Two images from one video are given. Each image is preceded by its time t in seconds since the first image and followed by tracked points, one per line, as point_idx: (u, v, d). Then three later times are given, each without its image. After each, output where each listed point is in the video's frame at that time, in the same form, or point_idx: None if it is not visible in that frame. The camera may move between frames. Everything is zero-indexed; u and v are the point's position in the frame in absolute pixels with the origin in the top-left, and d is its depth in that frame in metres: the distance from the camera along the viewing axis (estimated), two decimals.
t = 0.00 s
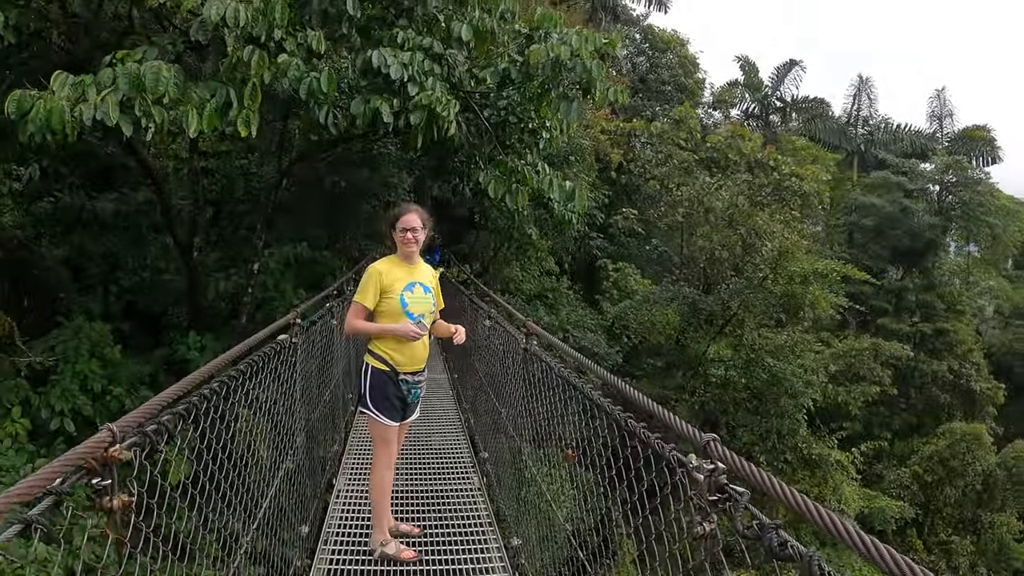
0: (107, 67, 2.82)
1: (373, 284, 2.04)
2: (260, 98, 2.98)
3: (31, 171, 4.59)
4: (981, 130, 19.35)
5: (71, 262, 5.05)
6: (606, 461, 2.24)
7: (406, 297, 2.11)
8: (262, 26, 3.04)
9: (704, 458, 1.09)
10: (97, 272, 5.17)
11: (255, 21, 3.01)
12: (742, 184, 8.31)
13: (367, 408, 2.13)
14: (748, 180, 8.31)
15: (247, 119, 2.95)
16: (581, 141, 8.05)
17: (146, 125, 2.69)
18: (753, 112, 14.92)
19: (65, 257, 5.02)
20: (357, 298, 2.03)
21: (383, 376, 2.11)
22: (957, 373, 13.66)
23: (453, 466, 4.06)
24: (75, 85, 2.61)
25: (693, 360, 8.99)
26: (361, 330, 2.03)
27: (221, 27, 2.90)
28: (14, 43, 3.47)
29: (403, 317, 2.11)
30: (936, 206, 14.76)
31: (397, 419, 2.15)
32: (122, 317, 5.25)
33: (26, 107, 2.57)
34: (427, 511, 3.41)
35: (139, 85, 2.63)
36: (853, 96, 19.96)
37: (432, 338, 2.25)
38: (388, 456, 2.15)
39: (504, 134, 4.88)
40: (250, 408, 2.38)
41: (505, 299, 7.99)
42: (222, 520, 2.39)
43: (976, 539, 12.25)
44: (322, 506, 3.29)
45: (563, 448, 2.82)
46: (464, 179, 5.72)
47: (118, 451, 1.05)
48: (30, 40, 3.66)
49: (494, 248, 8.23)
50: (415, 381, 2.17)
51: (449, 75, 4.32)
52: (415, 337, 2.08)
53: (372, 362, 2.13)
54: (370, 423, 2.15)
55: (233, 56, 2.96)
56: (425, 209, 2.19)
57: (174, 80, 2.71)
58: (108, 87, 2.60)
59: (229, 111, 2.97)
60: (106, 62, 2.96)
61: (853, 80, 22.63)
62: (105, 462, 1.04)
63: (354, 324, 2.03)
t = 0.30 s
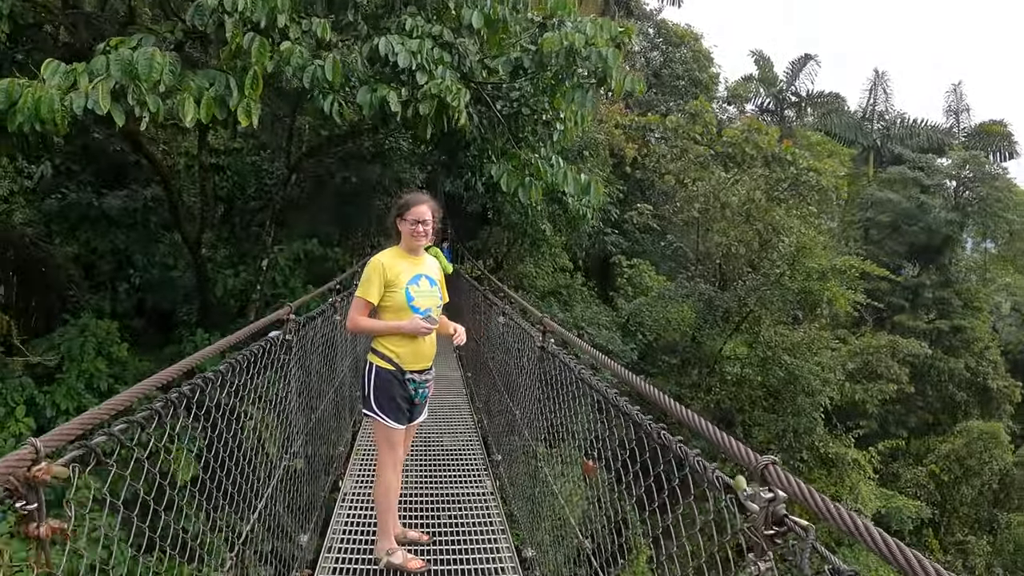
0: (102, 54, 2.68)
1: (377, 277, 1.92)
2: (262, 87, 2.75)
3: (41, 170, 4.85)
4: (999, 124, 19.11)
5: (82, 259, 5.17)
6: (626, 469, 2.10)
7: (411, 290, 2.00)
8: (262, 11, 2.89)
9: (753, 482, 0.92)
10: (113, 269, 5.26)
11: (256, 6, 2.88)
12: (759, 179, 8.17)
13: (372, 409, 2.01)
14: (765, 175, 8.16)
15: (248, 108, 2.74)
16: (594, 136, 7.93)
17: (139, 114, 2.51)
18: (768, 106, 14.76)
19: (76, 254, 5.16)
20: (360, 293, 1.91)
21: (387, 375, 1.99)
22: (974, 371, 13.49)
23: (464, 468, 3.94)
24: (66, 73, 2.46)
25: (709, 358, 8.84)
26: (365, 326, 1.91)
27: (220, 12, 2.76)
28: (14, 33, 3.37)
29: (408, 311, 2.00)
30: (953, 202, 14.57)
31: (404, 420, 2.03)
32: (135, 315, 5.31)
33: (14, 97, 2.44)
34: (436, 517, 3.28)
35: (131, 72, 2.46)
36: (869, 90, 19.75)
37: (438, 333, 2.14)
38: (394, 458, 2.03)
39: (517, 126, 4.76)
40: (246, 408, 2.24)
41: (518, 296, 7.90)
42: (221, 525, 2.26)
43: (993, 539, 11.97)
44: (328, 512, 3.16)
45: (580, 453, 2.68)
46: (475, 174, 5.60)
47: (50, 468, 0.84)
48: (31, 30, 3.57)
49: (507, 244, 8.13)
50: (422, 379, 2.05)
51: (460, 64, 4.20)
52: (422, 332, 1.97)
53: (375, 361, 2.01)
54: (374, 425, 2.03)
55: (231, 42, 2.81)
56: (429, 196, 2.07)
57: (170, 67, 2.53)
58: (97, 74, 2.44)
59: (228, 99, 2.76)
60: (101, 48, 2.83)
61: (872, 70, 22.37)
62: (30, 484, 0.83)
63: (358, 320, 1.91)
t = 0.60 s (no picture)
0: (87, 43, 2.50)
1: (376, 279, 1.77)
2: (257, 78, 2.57)
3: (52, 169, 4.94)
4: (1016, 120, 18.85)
5: (91, 259, 5.09)
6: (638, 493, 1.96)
7: (410, 291, 1.86)
8: None
9: (829, 568, 0.72)
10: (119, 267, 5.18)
11: None
12: (776, 175, 8.01)
13: (372, 424, 1.86)
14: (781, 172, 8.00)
15: (240, 99, 2.55)
16: (608, 132, 7.79)
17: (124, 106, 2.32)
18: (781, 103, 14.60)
19: (85, 254, 5.08)
20: (356, 295, 1.76)
21: (388, 384, 1.85)
22: (993, 370, 13.29)
23: (471, 477, 3.80)
24: (47, 64, 2.30)
25: (723, 357, 8.66)
26: (363, 333, 1.76)
27: None
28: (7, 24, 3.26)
29: (408, 314, 1.86)
30: (970, 199, 14.37)
31: (406, 433, 1.89)
32: (144, 315, 5.28)
33: None
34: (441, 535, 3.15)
35: (113, 62, 2.26)
36: (885, 86, 19.53)
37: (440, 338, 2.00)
38: (396, 472, 1.89)
39: (528, 119, 4.62)
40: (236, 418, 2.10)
41: (530, 295, 7.78)
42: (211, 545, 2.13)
43: (1010, 541, 11.85)
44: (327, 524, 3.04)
45: (593, 468, 2.53)
46: (486, 171, 5.46)
47: None
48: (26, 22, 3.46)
49: (520, 242, 8.02)
50: (425, 388, 1.91)
51: (467, 55, 4.06)
52: (424, 337, 1.83)
53: (373, 369, 1.85)
54: (375, 438, 1.89)
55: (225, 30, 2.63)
56: (431, 188, 1.94)
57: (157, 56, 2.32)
58: (78, 63, 2.26)
59: (221, 90, 2.60)
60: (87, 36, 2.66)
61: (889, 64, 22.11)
62: None
63: (353, 326, 1.76)
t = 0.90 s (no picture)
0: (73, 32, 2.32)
1: (384, 286, 1.66)
2: (255, 70, 2.39)
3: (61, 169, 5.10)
4: None
5: (99, 259, 5.02)
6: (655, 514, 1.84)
7: (420, 300, 1.74)
8: None
9: None
10: (125, 266, 5.16)
11: None
12: (791, 174, 7.87)
13: (374, 439, 1.74)
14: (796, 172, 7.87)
15: (238, 92, 2.45)
16: (620, 130, 7.69)
17: (111, 99, 2.17)
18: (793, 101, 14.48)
19: (95, 254, 4.98)
20: (363, 303, 1.64)
21: (394, 398, 1.73)
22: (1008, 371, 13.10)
23: (479, 487, 3.68)
24: (31, 56, 2.13)
25: (737, 358, 8.52)
26: (369, 344, 1.64)
27: None
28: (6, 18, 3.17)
29: (416, 324, 1.74)
30: (985, 197, 14.19)
31: (411, 449, 1.77)
32: (153, 315, 5.30)
33: None
34: (447, 551, 3.02)
35: (99, 53, 2.07)
36: (898, 84, 19.36)
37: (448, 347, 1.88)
38: (399, 490, 1.78)
39: (540, 114, 4.49)
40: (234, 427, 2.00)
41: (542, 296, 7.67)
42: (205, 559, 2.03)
43: None
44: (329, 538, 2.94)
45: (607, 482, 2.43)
46: (496, 169, 5.34)
47: None
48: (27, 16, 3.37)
49: (530, 242, 7.92)
50: (432, 402, 1.80)
51: (477, 48, 3.95)
52: (434, 348, 1.71)
53: (377, 382, 1.73)
54: (378, 455, 1.77)
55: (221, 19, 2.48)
56: (444, 189, 1.83)
57: (146, 46, 2.14)
58: (63, 54, 2.08)
59: (216, 83, 2.48)
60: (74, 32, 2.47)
61: (903, 61, 21.90)
62: None
63: (357, 336, 1.65)
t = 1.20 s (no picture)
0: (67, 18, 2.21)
1: (400, 288, 1.54)
2: (256, 58, 2.26)
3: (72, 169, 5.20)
4: None
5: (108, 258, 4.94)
6: (680, 526, 1.70)
7: (435, 302, 1.63)
8: None
9: None
10: (133, 266, 5.11)
11: None
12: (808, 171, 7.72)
13: (384, 453, 1.62)
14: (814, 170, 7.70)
15: (238, 82, 2.30)
16: (633, 127, 7.56)
17: (102, 89, 2.08)
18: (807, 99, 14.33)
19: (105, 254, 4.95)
20: (376, 307, 1.53)
21: (407, 409, 1.61)
22: None
23: (491, 492, 3.55)
24: (19, 44, 2.03)
25: (753, 359, 8.39)
26: (382, 350, 1.52)
27: None
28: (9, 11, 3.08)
29: (431, 328, 1.63)
30: (1002, 196, 14.00)
31: (423, 464, 1.65)
32: (161, 315, 5.21)
33: None
34: (458, 559, 2.90)
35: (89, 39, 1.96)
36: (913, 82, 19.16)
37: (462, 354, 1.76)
38: (408, 506, 1.66)
39: (554, 109, 4.37)
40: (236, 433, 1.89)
41: (554, 295, 7.55)
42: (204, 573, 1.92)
43: None
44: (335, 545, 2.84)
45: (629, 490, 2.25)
46: (508, 166, 5.23)
47: None
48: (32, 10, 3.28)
49: (543, 241, 7.81)
50: (446, 413, 1.68)
51: (490, 39, 3.83)
52: (452, 354, 1.60)
53: (388, 392, 1.62)
54: (387, 470, 1.65)
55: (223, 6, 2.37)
56: (458, 182, 1.72)
57: (138, 32, 2.03)
58: (50, 41, 1.98)
59: (219, 72, 2.37)
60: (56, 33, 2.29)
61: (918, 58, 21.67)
62: None
63: (369, 342, 1.53)
